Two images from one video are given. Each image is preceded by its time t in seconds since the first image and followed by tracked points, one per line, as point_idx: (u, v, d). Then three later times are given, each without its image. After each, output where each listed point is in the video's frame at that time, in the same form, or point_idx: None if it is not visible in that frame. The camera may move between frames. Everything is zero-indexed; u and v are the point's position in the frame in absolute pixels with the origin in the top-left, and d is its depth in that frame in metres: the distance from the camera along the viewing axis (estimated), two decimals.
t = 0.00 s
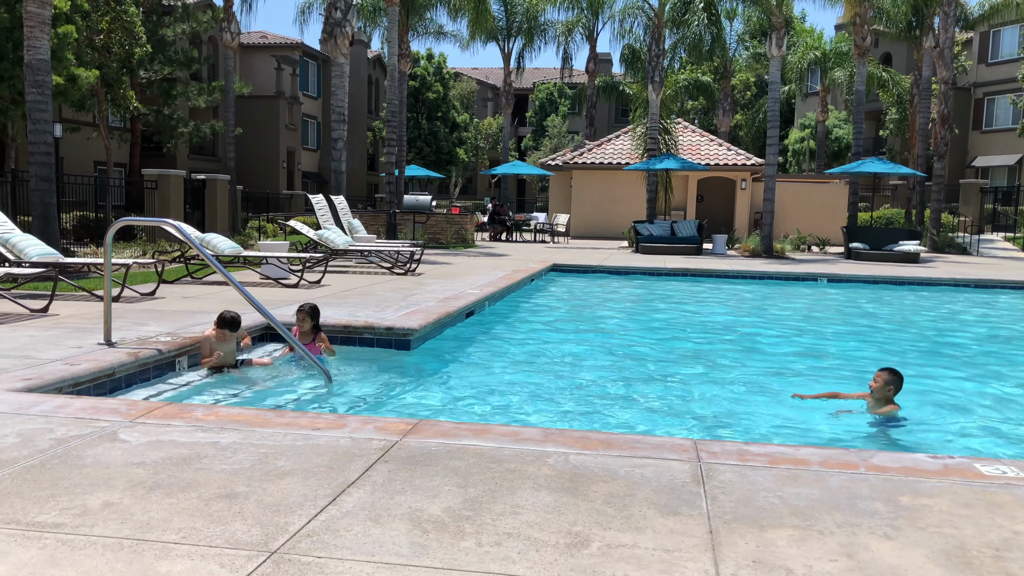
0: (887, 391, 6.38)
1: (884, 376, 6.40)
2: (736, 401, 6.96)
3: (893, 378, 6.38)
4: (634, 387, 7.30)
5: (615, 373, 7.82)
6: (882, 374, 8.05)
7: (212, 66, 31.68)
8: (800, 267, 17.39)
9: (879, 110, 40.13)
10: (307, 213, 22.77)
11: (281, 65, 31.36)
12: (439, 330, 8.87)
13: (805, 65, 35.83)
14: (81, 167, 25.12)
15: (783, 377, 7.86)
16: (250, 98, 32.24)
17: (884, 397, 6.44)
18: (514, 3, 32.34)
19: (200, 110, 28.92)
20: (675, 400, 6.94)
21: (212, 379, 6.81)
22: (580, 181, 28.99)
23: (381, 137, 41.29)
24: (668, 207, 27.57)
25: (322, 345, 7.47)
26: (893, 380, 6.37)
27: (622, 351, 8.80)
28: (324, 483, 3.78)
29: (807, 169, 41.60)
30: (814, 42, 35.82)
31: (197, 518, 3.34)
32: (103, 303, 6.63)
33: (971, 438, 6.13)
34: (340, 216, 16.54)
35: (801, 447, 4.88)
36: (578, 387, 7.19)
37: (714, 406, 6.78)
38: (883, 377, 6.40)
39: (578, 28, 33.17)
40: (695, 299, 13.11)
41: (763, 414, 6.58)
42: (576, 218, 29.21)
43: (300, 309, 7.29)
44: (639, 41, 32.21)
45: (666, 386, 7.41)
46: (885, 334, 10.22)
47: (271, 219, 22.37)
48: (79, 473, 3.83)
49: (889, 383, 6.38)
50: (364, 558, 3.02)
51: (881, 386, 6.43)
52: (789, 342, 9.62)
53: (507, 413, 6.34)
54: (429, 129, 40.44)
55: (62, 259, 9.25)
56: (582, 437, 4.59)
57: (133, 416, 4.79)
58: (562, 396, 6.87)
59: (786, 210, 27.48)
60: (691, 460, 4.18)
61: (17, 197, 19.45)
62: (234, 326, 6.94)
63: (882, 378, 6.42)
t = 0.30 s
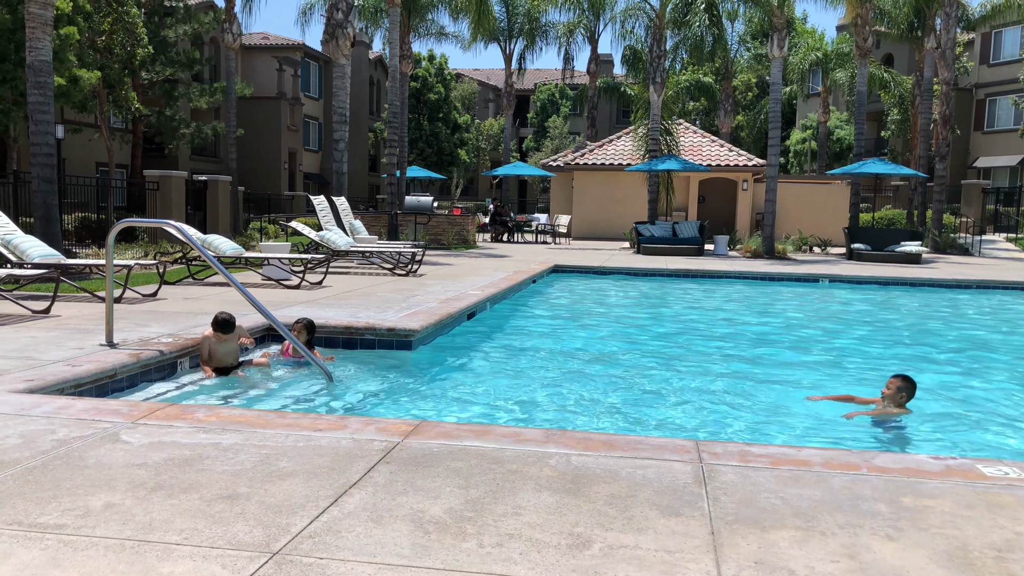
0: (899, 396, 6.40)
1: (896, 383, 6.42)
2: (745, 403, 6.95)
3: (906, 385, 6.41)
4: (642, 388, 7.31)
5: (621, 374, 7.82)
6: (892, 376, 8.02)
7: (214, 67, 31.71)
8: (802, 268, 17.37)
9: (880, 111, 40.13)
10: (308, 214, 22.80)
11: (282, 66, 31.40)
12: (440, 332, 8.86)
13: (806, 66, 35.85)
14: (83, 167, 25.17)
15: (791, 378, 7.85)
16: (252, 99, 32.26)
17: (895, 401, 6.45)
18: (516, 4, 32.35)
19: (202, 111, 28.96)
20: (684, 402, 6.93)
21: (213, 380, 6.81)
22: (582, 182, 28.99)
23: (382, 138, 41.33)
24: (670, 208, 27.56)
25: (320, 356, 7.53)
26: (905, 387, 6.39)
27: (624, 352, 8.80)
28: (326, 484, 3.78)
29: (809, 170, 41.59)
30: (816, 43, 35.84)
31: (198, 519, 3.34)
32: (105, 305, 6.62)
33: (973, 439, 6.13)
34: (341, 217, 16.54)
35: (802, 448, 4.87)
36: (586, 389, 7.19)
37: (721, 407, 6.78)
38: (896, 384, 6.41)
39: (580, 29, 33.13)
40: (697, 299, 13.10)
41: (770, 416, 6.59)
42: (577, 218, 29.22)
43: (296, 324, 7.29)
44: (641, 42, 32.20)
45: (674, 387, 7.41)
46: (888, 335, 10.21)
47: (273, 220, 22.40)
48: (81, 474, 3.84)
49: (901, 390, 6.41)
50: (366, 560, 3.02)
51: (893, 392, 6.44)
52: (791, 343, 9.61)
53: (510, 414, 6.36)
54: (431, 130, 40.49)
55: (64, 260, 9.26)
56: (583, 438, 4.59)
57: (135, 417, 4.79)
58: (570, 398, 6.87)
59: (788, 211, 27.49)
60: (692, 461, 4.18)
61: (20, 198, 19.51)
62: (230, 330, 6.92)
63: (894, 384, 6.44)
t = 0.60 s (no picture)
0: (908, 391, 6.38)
1: (907, 376, 6.41)
2: (749, 402, 6.95)
3: (917, 379, 6.38)
4: (647, 388, 7.31)
5: (629, 374, 7.78)
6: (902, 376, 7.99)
7: (218, 68, 31.79)
8: (806, 268, 17.34)
9: (884, 110, 40.08)
10: (312, 214, 22.84)
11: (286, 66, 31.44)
12: (444, 331, 8.86)
13: (810, 65, 35.84)
14: (88, 168, 25.23)
15: (795, 377, 7.84)
16: (255, 99, 32.31)
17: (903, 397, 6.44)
18: (519, 4, 32.35)
19: (206, 111, 29.02)
20: (692, 401, 6.92)
21: (217, 379, 6.83)
22: (586, 182, 28.98)
23: (386, 138, 41.36)
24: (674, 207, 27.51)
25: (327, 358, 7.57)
26: (917, 381, 6.35)
27: (627, 351, 8.79)
28: (330, 483, 3.78)
29: (813, 169, 41.54)
30: (819, 42, 35.80)
31: (202, 519, 3.34)
32: (110, 304, 6.64)
33: (979, 438, 6.11)
34: (345, 217, 16.54)
35: (807, 447, 4.85)
36: (595, 389, 7.16)
37: (729, 407, 6.76)
38: (905, 376, 6.40)
39: (583, 29, 33.12)
40: (701, 299, 13.07)
41: (779, 415, 6.56)
42: (581, 218, 29.21)
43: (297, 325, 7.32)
44: (644, 42, 32.18)
45: (683, 387, 7.38)
46: (892, 335, 10.18)
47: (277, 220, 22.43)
48: (86, 474, 3.84)
49: (911, 383, 6.37)
50: (371, 559, 3.02)
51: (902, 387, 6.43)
52: (795, 342, 9.58)
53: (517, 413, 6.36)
54: (434, 130, 40.53)
55: (69, 260, 9.27)
56: (587, 437, 4.58)
57: (139, 416, 4.80)
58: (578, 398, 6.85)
59: (792, 210, 27.46)
60: (696, 460, 4.17)
61: (25, 199, 19.59)
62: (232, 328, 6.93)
63: (903, 375, 6.43)
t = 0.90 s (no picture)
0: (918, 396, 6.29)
1: (916, 383, 6.33)
2: (752, 401, 6.94)
3: (928, 386, 6.30)
4: (650, 387, 7.30)
5: (633, 374, 7.75)
6: (911, 376, 7.94)
7: (220, 68, 31.81)
8: (809, 267, 17.31)
9: (887, 109, 40.05)
10: (315, 214, 22.86)
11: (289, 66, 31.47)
12: (446, 331, 8.87)
13: (812, 64, 35.84)
14: (90, 168, 25.26)
15: (798, 377, 7.82)
16: (257, 99, 32.33)
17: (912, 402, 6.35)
18: (521, 3, 32.35)
19: (208, 111, 29.04)
20: (695, 401, 6.91)
21: (220, 378, 6.84)
22: (588, 181, 28.98)
23: (388, 138, 41.39)
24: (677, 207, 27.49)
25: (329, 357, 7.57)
26: (927, 388, 6.28)
27: (629, 351, 8.78)
28: (333, 483, 3.78)
29: (816, 168, 41.52)
30: (822, 41, 35.77)
31: (205, 518, 3.35)
32: (114, 304, 6.65)
33: (982, 437, 6.10)
34: (348, 217, 16.55)
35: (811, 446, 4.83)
36: (601, 389, 7.14)
37: (732, 407, 6.74)
38: (915, 383, 6.33)
39: (585, 28, 33.12)
40: (704, 299, 13.06)
41: (786, 415, 6.54)
42: (583, 218, 29.20)
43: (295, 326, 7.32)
44: (646, 41, 32.16)
45: (689, 387, 7.35)
46: (895, 334, 10.17)
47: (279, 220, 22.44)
48: (89, 474, 3.84)
49: (922, 390, 6.29)
50: (374, 558, 3.02)
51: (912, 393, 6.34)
52: (798, 342, 9.56)
53: (520, 413, 6.33)
54: (436, 130, 40.50)
55: (72, 260, 9.29)
56: (590, 436, 4.58)
57: (142, 416, 4.80)
58: (582, 398, 6.83)
59: (795, 209, 27.45)
60: (699, 460, 4.17)
61: (28, 199, 19.62)
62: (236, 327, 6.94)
63: (913, 382, 6.35)
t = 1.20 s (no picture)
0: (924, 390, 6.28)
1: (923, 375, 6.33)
2: (754, 399, 6.93)
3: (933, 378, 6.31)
4: (652, 386, 7.29)
5: (635, 372, 7.74)
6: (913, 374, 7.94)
7: (222, 66, 31.82)
8: (812, 265, 17.29)
9: (890, 107, 40.00)
10: (317, 212, 22.87)
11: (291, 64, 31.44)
12: (449, 329, 8.87)
13: (815, 62, 35.77)
14: (93, 166, 25.27)
15: (800, 376, 7.81)
16: (259, 97, 32.33)
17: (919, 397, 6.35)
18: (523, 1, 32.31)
19: (210, 109, 29.05)
20: (698, 399, 6.90)
21: (223, 377, 6.85)
22: (590, 179, 28.98)
23: (390, 136, 41.39)
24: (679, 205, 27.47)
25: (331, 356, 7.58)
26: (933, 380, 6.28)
27: (631, 349, 8.77)
28: (335, 480, 3.79)
29: (818, 167, 41.49)
30: (825, 38, 35.69)
31: (208, 515, 3.35)
32: (116, 302, 6.65)
33: (985, 435, 6.09)
34: (350, 215, 16.56)
35: (814, 444, 4.83)
36: (604, 388, 7.13)
37: (734, 405, 6.73)
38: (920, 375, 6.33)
39: (588, 26, 33.10)
40: (707, 297, 13.04)
41: (789, 413, 6.54)
42: (586, 216, 29.19)
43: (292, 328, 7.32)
44: (649, 39, 32.14)
45: (693, 384, 7.36)
46: (898, 332, 10.15)
47: (281, 218, 22.45)
48: (92, 471, 3.84)
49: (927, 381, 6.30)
50: (376, 556, 3.02)
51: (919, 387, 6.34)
52: (800, 340, 9.56)
53: (523, 411, 6.33)
54: (438, 128, 40.43)
55: (74, 259, 9.30)
56: (592, 434, 4.58)
57: (145, 414, 4.81)
58: (586, 395, 6.85)
59: (798, 207, 27.41)
60: (702, 458, 4.17)
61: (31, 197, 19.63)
62: (242, 323, 7.02)
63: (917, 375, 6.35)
